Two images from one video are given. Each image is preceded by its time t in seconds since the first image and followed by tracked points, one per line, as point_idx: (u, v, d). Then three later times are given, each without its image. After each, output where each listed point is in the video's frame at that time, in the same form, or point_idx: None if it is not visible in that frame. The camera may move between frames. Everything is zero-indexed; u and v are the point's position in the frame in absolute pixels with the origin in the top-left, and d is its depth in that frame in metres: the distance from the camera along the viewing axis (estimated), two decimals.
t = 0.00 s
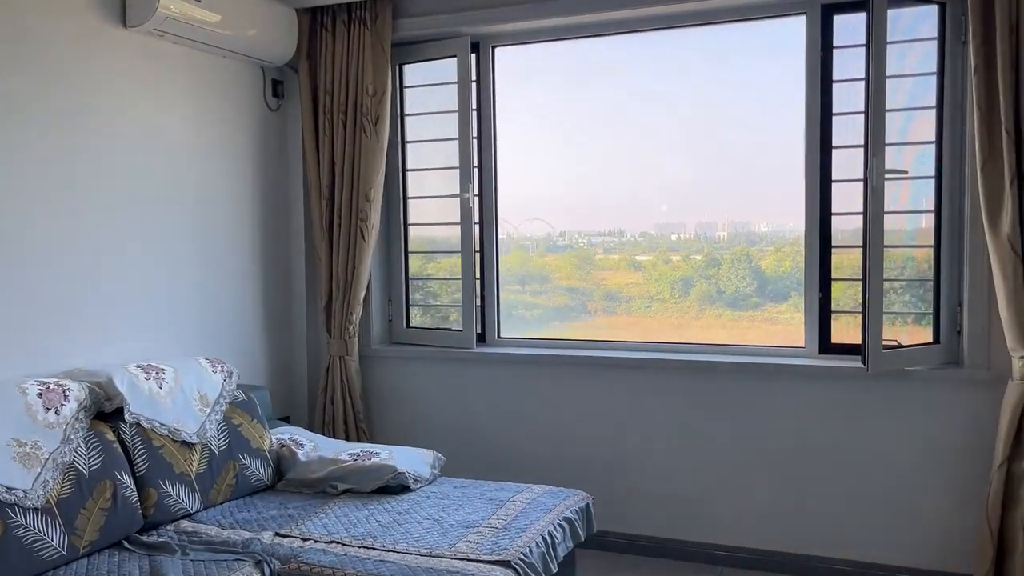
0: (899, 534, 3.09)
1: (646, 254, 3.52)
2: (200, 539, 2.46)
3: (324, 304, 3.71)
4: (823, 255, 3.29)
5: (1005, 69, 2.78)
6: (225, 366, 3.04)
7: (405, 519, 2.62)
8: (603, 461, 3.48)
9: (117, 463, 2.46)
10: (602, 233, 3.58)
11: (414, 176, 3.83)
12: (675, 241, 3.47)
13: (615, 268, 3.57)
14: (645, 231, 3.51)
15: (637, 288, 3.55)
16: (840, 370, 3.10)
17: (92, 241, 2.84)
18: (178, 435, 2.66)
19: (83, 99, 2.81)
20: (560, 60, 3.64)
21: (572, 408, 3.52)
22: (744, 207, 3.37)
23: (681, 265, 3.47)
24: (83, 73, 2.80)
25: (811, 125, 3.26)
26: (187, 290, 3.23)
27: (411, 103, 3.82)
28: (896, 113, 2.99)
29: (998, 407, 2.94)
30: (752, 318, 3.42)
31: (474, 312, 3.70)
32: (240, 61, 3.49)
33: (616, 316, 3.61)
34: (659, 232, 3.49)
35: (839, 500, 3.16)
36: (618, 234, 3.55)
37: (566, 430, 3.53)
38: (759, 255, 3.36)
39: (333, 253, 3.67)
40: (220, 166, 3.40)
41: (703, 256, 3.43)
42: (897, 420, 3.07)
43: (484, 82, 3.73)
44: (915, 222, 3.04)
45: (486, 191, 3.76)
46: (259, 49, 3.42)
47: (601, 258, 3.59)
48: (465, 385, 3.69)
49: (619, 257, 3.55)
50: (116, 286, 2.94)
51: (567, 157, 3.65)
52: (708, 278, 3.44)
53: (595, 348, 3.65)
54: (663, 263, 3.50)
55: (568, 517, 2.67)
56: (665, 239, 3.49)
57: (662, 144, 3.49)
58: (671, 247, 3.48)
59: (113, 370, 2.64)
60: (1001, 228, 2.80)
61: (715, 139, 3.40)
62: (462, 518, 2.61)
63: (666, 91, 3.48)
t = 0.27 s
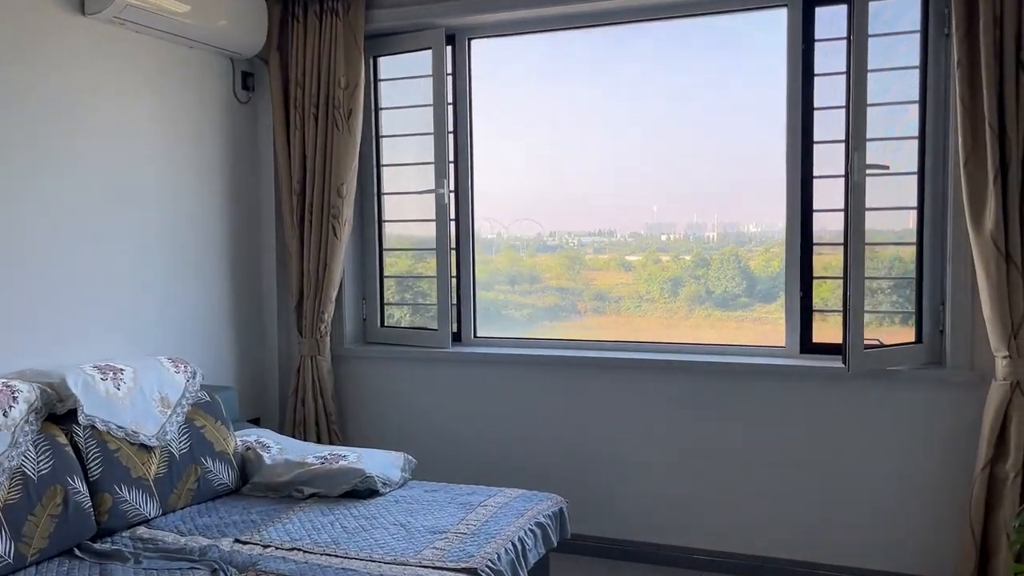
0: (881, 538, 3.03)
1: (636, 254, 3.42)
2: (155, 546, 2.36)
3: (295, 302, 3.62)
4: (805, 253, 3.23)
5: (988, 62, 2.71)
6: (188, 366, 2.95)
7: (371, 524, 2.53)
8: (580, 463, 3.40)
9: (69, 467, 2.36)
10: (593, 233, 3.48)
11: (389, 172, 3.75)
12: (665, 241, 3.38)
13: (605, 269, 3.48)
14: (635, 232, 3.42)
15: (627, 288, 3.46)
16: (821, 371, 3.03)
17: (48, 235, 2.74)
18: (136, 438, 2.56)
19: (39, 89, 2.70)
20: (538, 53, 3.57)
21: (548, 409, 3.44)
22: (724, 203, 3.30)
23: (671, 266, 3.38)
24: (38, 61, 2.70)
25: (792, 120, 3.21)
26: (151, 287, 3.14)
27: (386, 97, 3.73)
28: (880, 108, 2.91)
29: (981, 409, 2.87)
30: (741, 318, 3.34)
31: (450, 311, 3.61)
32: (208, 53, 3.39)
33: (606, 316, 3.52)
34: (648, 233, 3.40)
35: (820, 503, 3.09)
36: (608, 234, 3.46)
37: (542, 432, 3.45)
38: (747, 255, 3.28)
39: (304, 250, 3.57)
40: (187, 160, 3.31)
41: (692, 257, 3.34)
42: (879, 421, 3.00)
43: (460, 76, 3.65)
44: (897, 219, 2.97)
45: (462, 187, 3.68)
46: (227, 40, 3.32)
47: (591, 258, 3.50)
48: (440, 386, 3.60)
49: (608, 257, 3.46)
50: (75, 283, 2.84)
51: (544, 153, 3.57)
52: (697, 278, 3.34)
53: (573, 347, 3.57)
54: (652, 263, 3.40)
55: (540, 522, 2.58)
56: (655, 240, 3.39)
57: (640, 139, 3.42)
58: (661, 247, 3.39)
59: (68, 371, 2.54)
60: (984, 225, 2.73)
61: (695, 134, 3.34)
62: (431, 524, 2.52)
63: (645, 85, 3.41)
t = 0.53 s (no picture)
0: (874, 547, 2.92)
1: (628, 254, 3.29)
2: (111, 559, 2.23)
3: (269, 302, 3.49)
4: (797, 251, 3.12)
5: (987, 53, 2.60)
6: (153, 367, 2.82)
7: (341, 535, 2.40)
8: (564, 469, 3.28)
9: (19, 475, 2.23)
10: (586, 233, 3.34)
11: (368, 167, 3.62)
12: (658, 241, 3.25)
13: (597, 270, 3.34)
14: (628, 231, 3.28)
15: (619, 289, 3.32)
16: (813, 374, 2.92)
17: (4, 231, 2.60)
18: (93, 443, 2.44)
19: None
20: (521, 44, 3.45)
21: (531, 413, 3.32)
22: (714, 200, 3.18)
23: (663, 266, 3.25)
24: None
25: (783, 114, 3.09)
26: (116, 285, 3.00)
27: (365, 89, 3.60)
28: (873, 100, 2.80)
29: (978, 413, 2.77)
30: (732, 319, 3.22)
31: (430, 312, 3.49)
32: (178, 42, 3.25)
33: (598, 317, 3.38)
34: (642, 232, 3.26)
35: (811, 511, 2.98)
36: (600, 235, 3.32)
37: (525, 436, 3.33)
38: (740, 255, 3.17)
39: (278, 249, 3.44)
40: (156, 154, 3.17)
41: (684, 256, 3.21)
42: (872, 426, 2.89)
43: (440, 67, 3.52)
44: (890, 217, 2.86)
45: (443, 182, 3.55)
46: (198, 28, 3.19)
47: (582, 258, 3.36)
48: (419, 389, 3.48)
49: (600, 257, 3.32)
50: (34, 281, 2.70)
51: (528, 147, 3.44)
52: (689, 279, 3.22)
53: (557, 348, 3.45)
54: (644, 264, 3.27)
55: (519, 532, 2.46)
56: (648, 240, 3.26)
57: (627, 134, 3.30)
58: (654, 248, 3.25)
59: (22, 372, 2.40)
60: (983, 222, 2.63)
61: (683, 127, 3.22)
62: (404, 534, 2.40)
63: (631, 76, 3.29)
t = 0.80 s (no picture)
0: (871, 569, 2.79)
1: (624, 255, 3.16)
2: None
3: (243, 310, 3.35)
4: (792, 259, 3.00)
5: (992, 52, 2.48)
6: (115, 379, 2.68)
7: (310, 560, 2.27)
8: (549, 484, 3.15)
9: None
10: (582, 234, 3.21)
11: (347, 169, 3.49)
12: (653, 242, 3.12)
13: (592, 270, 3.21)
14: (624, 232, 3.15)
15: (614, 290, 3.19)
16: (808, 388, 2.80)
17: None
18: (46, 463, 2.30)
19: None
20: (506, 41, 3.32)
21: (515, 426, 3.19)
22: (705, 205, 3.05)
23: (658, 267, 3.12)
24: None
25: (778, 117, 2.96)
26: (78, 294, 2.85)
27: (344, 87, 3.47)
28: (872, 102, 2.67)
29: (981, 430, 2.65)
30: (724, 321, 3.09)
31: (411, 321, 3.35)
32: (146, 38, 3.11)
33: (593, 319, 3.25)
34: (638, 234, 3.13)
35: (807, 531, 2.85)
36: (596, 236, 3.19)
37: (509, 450, 3.20)
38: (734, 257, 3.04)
39: (252, 254, 3.30)
40: (122, 156, 3.03)
41: (679, 258, 3.08)
42: (870, 443, 2.77)
43: (422, 66, 3.39)
44: (890, 224, 2.74)
45: (425, 185, 3.42)
46: (167, 24, 3.05)
47: (577, 259, 3.23)
48: (400, 400, 3.34)
49: (595, 258, 3.20)
50: None
51: (513, 149, 3.31)
52: (684, 281, 3.09)
53: (543, 358, 3.32)
54: (639, 265, 3.14)
55: (499, 557, 2.33)
56: (643, 242, 3.13)
57: (616, 136, 3.17)
58: (650, 249, 3.12)
59: None
60: (988, 230, 2.50)
61: (674, 129, 3.09)
62: (376, 559, 2.26)
63: (620, 76, 3.16)
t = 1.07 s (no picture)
0: None
1: (622, 256, 3.01)
2: None
3: (214, 312, 3.23)
4: (783, 261, 2.88)
5: (993, 45, 2.36)
6: (76, 385, 2.55)
7: None
8: (531, 493, 3.04)
9: None
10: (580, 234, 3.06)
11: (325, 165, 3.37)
12: (651, 243, 2.97)
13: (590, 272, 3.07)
14: (621, 232, 3.01)
15: (611, 292, 3.05)
16: (799, 395, 2.68)
17: None
18: None
19: None
20: (489, 34, 3.20)
21: (496, 433, 3.07)
22: (694, 204, 2.93)
23: (656, 268, 2.98)
24: None
25: (769, 112, 2.87)
26: (38, 294, 2.73)
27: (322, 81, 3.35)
28: (865, 98, 2.55)
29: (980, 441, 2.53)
30: (721, 323, 2.96)
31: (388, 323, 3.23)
32: (113, 28, 2.99)
33: (591, 320, 3.11)
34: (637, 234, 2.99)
35: (797, 544, 2.74)
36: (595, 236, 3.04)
37: (489, 458, 3.08)
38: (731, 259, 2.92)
39: (224, 254, 3.18)
40: (88, 150, 2.91)
41: (677, 259, 2.94)
42: (864, 453, 2.65)
43: (403, 59, 3.27)
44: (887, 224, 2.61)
45: (405, 183, 3.29)
46: (135, 14, 2.92)
47: (575, 260, 3.09)
48: (377, 406, 3.22)
49: (593, 258, 3.05)
50: None
51: (496, 145, 3.19)
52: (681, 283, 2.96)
53: (528, 363, 3.20)
54: (637, 266, 3.00)
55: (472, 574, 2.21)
56: (641, 242, 2.99)
57: (602, 131, 3.05)
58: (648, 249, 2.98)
59: None
60: (988, 231, 2.39)
61: (662, 125, 2.97)
62: None
63: (606, 69, 3.04)
